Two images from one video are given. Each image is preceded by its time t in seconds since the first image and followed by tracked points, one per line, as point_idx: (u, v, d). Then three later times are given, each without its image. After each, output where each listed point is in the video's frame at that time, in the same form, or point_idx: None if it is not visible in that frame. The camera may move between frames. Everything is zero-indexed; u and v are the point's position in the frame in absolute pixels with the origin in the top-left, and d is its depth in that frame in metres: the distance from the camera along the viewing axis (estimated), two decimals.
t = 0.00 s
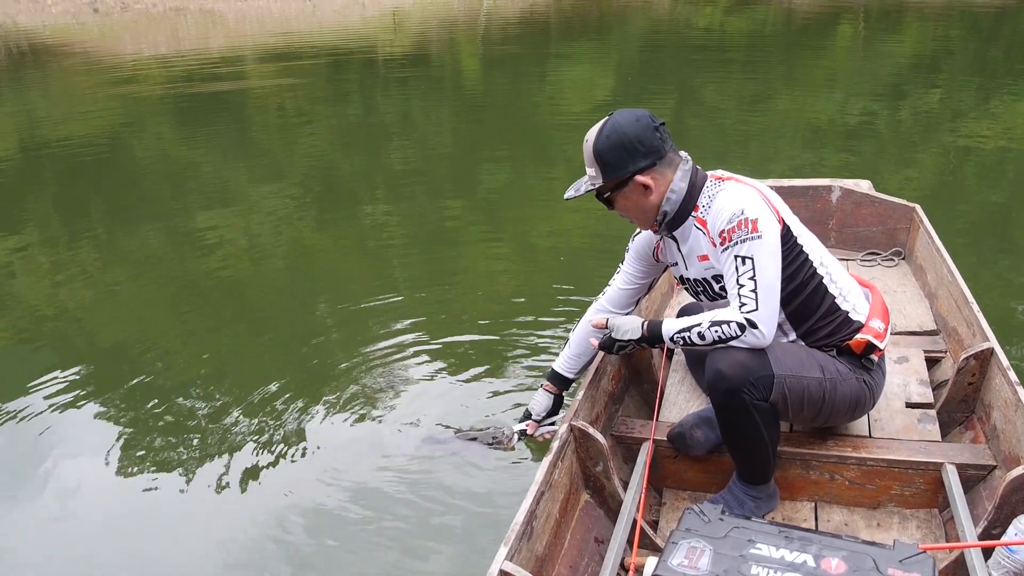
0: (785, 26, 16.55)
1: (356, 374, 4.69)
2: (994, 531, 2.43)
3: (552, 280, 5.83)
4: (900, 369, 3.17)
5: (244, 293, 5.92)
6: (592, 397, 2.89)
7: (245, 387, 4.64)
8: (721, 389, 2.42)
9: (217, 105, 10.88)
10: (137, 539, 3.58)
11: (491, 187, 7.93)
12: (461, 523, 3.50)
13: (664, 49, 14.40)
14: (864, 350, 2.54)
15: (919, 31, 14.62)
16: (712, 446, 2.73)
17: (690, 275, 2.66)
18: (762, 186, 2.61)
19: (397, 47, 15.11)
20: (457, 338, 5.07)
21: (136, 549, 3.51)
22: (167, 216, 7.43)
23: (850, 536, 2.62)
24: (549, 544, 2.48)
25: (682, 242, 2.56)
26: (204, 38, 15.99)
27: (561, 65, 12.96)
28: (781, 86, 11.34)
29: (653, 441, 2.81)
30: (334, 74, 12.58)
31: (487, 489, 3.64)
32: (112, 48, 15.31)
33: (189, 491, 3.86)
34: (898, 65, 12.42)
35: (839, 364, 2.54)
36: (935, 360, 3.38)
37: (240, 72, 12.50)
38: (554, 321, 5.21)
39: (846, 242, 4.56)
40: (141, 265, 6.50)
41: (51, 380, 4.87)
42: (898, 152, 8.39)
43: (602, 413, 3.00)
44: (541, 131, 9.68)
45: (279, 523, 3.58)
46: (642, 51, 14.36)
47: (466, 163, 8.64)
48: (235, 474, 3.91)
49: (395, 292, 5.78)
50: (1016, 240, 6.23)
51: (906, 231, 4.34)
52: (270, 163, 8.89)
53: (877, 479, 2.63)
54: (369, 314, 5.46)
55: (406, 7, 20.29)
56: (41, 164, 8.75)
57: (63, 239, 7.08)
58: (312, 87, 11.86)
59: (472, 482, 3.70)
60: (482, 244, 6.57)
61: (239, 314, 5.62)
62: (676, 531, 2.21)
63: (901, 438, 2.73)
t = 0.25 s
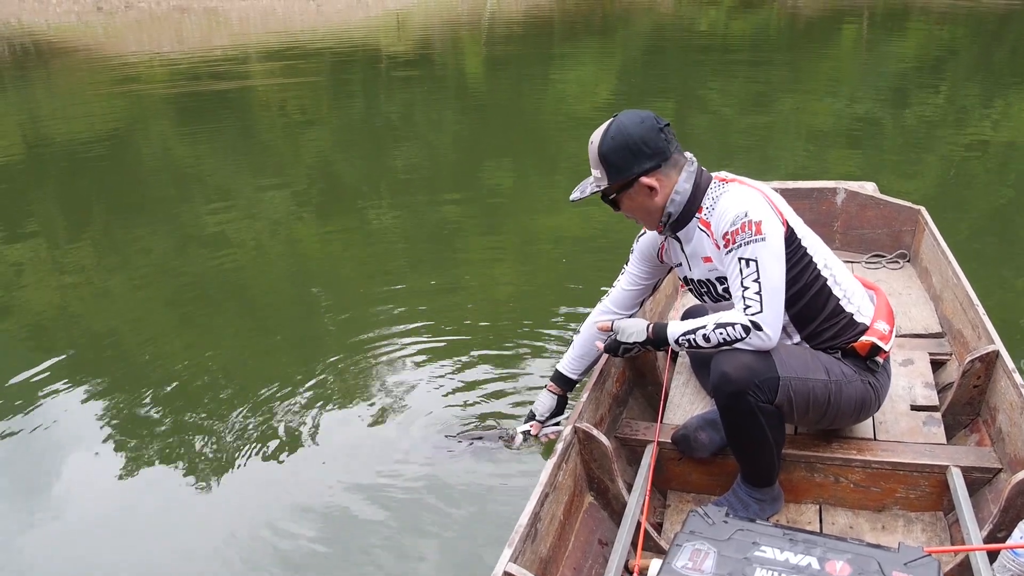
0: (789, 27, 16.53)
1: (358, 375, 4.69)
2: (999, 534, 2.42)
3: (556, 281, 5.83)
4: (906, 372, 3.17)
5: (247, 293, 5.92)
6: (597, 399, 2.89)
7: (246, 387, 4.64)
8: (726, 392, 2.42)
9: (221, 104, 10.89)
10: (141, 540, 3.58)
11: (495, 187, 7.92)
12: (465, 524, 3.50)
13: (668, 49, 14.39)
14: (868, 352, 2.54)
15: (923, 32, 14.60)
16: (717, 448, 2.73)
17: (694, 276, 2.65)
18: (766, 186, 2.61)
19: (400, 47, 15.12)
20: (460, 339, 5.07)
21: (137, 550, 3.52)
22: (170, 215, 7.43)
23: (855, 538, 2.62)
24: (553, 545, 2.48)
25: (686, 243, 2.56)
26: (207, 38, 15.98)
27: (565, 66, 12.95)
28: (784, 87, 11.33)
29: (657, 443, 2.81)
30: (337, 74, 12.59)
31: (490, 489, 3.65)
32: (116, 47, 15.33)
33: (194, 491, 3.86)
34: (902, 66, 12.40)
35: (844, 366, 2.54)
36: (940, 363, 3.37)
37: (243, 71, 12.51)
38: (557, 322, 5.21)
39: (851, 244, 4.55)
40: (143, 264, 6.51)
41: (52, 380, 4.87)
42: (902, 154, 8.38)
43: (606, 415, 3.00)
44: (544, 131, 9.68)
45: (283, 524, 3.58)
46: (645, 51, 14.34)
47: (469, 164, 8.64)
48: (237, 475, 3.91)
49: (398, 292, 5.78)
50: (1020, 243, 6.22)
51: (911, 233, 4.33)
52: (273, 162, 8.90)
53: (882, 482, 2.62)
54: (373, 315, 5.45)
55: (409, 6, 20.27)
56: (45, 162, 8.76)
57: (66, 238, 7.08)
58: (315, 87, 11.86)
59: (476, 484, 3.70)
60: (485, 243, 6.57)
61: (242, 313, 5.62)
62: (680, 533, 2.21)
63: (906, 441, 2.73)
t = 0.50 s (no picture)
0: (792, 28, 16.51)
1: (362, 376, 4.69)
2: (1004, 536, 2.41)
3: (559, 281, 5.83)
4: (910, 373, 3.16)
5: (250, 292, 5.92)
6: (601, 400, 2.89)
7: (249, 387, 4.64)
8: (729, 394, 2.42)
9: (223, 103, 10.90)
10: (144, 540, 3.59)
11: (498, 187, 7.91)
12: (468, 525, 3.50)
13: (671, 49, 14.38)
14: (873, 353, 2.53)
15: (927, 33, 14.58)
16: (721, 450, 2.73)
17: (698, 278, 2.65)
18: (769, 189, 2.61)
19: (403, 46, 15.11)
20: (463, 339, 5.07)
21: (138, 550, 3.52)
22: (172, 214, 7.43)
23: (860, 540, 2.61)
24: (557, 547, 2.48)
25: (689, 246, 2.56)
26: (210, 36, 15.98)
27: (568, 66, 12.95)
28: (788, 88, 11.32)
29: (661, 444, 2.80)
30: (340, 73, 12.59)
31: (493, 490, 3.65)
32: (119, 45, 15.34)
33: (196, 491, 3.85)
34: (906, 67, 12.39)
35: (849, 367, 2.53)
36: (945, 364, 3.37)
37: (246, 69, 12.52)
38: (561, 322, 5.20)
39: (856, 246, 4.54)
40: (146, 262, 6.51)
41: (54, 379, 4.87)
42: (905, 155, 8.37)
43: (610, 417, 3.00)
44: (547, 131, 9.67)
45: (287, 524, 3.59)
46: (649, 51, 14.33)
47: (472, 163, 8.64)
48: (240, 475, 3.92)
49: (401, 292, 5.78)
50: None
51: (916, 235, 4.32)
52: (276, 161, 8.90)
53: (887, 484, 2.62)
54: (376, 315, 5.45)
55: (412, 5, 20.26)
56: (47, 160, 8.76)
57: (68, 236, 7.09)
58: (317, 86, 11.86)
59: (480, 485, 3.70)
60: (488, 243, 6.57)
61: (244, 313, 5.61)
62: (685, 535, 2.21)
63: (911, 443, 2.72)
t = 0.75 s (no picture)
0: (793, 28, 16.52)
1: (362, 375, 4.69)
2: (1005, 536, 2.41)
3: (559, 281, 5.83)
4: (911, 374, 3.16)
5: (250, 290, 5.92)
6: (601, 401, 2.89)
7: (248, 386, 4.64)
8: (729, 394, 2.42)
9: (223, 101, 10.89)
10: (145, 539, 3.58)
11: (498, 186, 7.91)
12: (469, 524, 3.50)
13: (671, 49, 14.38)
14: (873, 354, 2.53)
15: (928, 34, 14.58)
16: (722, 450, 2.73)
17: (698, 278, 2.66)
18: (771, 190, 2.61)
19: (404, 45, 15.11)
20: (464, 338, 5.07)
21: (136, 550, 3.51)
22: (172, 212, 7.43)
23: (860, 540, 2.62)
24: (558, 548, 2.48)
25: (690, 246, 2.56)
26: (210, 34, 15.96)
27: (568, 65, 12.95)
28: (788, 87, 11.32)
29: (662, 445, 2.81)
30: (340, 71, 12.59)
31: (494, 491, 3.65)
32: (119, 42, 15.33)
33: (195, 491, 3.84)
34: (906, 68, 12.39)
35: (849, 368, 2.53)
36: (946, 364, 3.37)
37: (247, 67, 12.52)
38: (561, 322, 5.20)
39: (856, 246, 4.54)
40: (145, 260, 6.50)
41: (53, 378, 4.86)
42: (905, 156, 8.37)
43: (611, 417, 3.00)
44: (547, 130, 9.67)
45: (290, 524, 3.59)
46: (649, 51, 14.32)
47: (472, 163, 8.64)
48: (240, 475, 3.91)
49: (400, 291, 5.78)
50: None
51: (917, 235, 4.32)
52: (276, 159, 8.90)
53: (887, 484, 2.62)
54: (376, 314, 5.44)
55: (412, 4, 20.24)
56: (47, 158, 8.75)
57: (68, 233, 7.08)
58: (317, 84, 11.84)
59: (483, 483, 3.71)
60: (489, 242, 6.56)
61: (244, 311, 5.61)
62: (686, 535, 2.21)
63: (912, 443, 2.72)
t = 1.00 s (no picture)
0: (792, 28, 16.54)
1: (361, 374, 4.69)
2: (1003, 536, 2.42)
3: (558, 281, 5.83)
4: (910, 374, 3.16)
5: (248, 289, 5.91)
6: (600, 402, 2.89)
7: (246, 386, 4.63)
8: (728, 394, 2.42)
9: (222, 99, 10.88)
10: (146, 539, 3.57)
11: (497, 186, 7.91)
12: (468, 524, 3.50)
13: (670, 49, 14.40)
14: (872, 354, 2.53)
15: (926, 35, 14.62)
16: (721, 451, 2.73)
17: (699, 279, 2.66)
18: (773, 190, 2.61)
19: (403, 44, 15.11)
20: (463, 337, 5.07)
21: (135, 550, 3.50)
22: (171, 211, 7.42)
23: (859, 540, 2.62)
24: (557, 548, 2.48)
25: (691, 246, 2.57)
26: (209, 33, 15.96)
27: (567, 65, 12.96)
28: (787, 88, 11.34)
29: (661, 445, 2.81)
30: (339, 70, 12.58)
31: (494, 490, 3.65)
32: (118, 41, 15.32)
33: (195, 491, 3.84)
34: (905, 69, 12.40)
35: (847, 368, 2.54)
36: (945, 365, 3.38)
37: (245, 66, 12.51)
38: (560, 322, 5.20)
39: (855, 246, 4.55)
40: (144, 259, 6.49)
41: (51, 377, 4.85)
42: (904, 156, 8.38)
43: (610, 417, 3.00)
44: (546, 130, 9.67)
45: (290, 524, 3.58)
46: (648, 51, 14.33)
47: (471, 162, 8.64)
48: (239, 475, 3.91)
49: (400, 291, 5.77)
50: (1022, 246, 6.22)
51: (916, 236, 4.33)
52: (275, 158, 8.89)
53: (887, 484, 2.62)
54: (375, 313, 5.44)
55: (411, 3, 20.23)
56: (45, 157, 8.74)
57: (66, 232, 7.07)
58: (317, 83, 11.83)
59: (482, 483, 3.71)
60: (487, 242, 6.56)
61: (243, 311, 5.60)
62: (685, 535, 2.21)
63: (910, 443, 2.73)
